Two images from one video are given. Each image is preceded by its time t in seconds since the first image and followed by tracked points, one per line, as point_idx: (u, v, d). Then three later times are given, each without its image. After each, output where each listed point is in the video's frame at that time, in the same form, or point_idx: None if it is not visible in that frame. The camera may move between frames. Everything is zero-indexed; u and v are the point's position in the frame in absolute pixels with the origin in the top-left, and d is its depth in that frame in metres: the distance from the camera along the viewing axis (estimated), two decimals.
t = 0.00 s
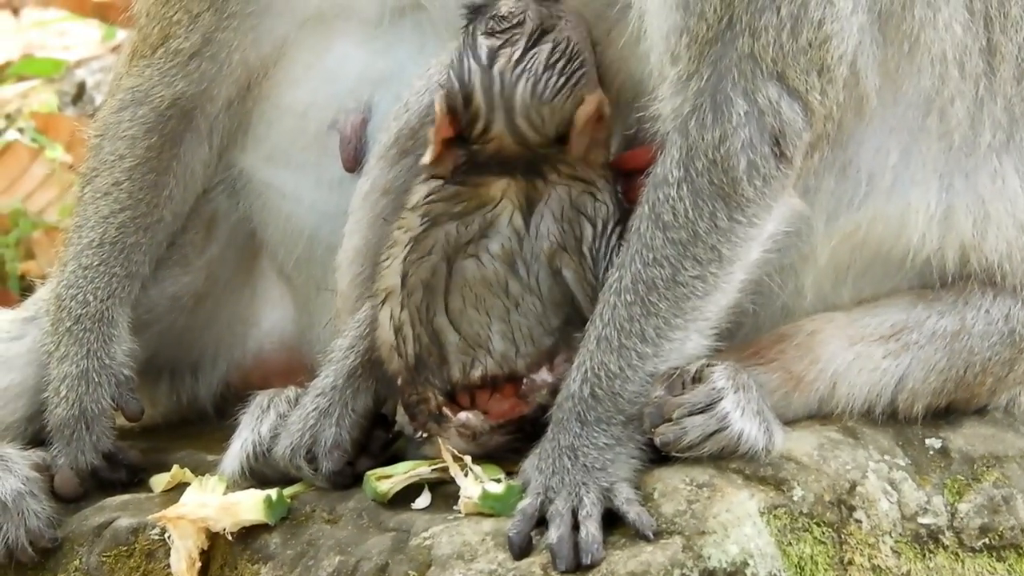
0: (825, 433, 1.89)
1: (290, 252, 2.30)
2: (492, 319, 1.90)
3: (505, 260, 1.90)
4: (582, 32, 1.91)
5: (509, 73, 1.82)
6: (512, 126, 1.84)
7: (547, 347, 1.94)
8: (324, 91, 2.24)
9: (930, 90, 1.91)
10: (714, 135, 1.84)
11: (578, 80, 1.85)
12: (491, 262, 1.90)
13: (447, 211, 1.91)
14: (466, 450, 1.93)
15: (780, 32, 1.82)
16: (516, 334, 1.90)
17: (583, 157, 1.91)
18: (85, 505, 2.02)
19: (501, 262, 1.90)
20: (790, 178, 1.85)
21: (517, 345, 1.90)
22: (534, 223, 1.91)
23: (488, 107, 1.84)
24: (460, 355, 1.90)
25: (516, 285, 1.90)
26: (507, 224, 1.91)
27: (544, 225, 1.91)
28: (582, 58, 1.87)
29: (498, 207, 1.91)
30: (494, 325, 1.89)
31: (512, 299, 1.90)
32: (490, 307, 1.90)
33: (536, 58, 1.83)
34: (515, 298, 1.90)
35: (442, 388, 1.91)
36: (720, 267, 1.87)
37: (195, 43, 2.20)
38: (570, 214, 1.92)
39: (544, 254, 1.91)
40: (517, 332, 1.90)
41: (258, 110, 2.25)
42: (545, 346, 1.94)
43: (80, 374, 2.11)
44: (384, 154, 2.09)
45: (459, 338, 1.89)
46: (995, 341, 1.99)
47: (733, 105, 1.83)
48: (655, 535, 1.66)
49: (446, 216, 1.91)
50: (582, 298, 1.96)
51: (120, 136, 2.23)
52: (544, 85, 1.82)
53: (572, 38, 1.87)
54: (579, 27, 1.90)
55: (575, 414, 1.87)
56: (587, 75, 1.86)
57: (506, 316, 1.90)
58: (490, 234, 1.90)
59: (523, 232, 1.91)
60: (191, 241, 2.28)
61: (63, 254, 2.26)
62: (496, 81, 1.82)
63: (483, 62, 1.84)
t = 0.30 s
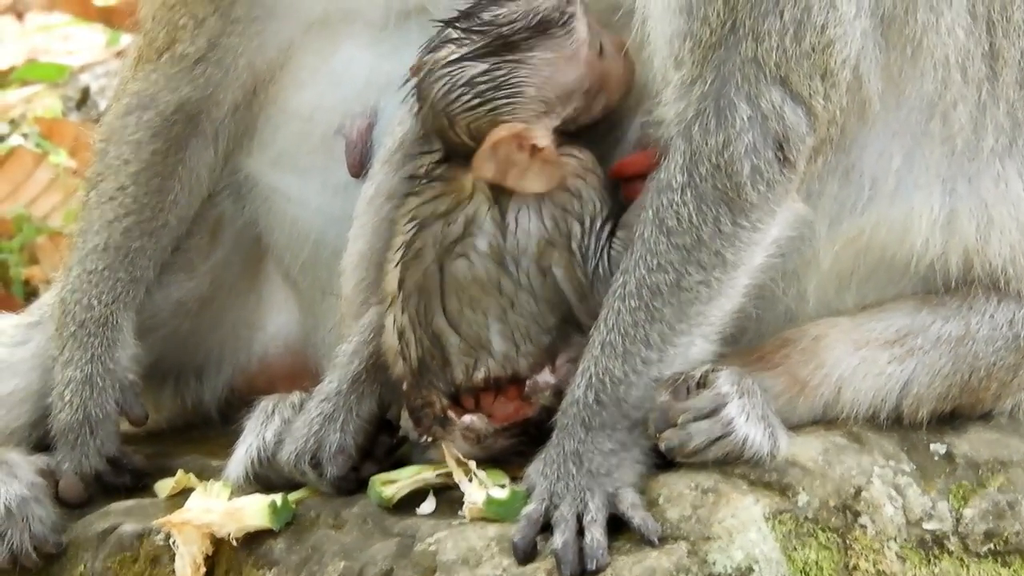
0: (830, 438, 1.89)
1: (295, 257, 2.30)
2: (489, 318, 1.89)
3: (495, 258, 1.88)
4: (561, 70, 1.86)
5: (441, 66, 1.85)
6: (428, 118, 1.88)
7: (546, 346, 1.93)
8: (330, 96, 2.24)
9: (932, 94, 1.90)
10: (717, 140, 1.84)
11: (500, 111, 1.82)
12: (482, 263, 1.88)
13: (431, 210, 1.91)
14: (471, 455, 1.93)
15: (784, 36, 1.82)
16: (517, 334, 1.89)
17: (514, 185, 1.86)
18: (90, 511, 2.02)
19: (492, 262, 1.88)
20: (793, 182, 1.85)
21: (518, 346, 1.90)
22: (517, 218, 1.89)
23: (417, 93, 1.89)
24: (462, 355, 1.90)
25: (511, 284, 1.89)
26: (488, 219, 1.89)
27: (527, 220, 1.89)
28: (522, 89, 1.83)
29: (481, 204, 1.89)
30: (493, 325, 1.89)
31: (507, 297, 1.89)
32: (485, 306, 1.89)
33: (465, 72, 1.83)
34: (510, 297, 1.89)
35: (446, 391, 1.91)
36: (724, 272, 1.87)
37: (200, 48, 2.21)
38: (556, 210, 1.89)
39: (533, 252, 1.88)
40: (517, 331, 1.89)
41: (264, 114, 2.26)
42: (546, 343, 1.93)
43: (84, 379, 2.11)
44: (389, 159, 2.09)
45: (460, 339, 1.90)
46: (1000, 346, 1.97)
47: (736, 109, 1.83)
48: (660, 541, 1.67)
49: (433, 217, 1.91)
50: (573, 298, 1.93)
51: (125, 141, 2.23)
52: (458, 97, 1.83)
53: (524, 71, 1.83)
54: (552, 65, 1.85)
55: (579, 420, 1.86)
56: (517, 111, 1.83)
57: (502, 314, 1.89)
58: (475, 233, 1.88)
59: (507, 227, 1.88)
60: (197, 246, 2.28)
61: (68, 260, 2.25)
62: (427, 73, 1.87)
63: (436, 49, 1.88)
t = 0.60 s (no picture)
0: (832, 461, 1.88)
1: (296, 279, 2.29)
2: (487, 337, 1.89)
3: (490, 274, 1.88)
4: (552, 85, 1.92)
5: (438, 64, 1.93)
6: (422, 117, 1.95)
7: (550, 368, 1.93)
8: (329, 118, 2.25)
9: (934, 118, 1.90)
10: (719, 164, 1.84)
11: (486, 111, 1.88)
12: (476, 279, 1.88)
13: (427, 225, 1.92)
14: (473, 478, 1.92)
15: (785, 61, 1.82)
16: (517, 355, 1.89)
17: (490, 189, 1.84)
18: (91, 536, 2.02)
19: (487, 278, 1.88)
20: (796, 207, 1.85)
21: (518, 365, 1.90)
22: (511, 232, 1.89)
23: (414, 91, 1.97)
24: (462, 376, 1.89)
25: (506, 300, 1.88)
26: (483, 233, 1.88)
27: (520, 238, 1.88)
28: (511, 94, 1.89)
29: (477, 219, 1.89)
30: (491, 344, 1.89)
31: (502, 313, 1.88)
32: (482, 324, 1.88)
33: (457, 71, 1.91)
34: (505, 313, 1.88)
35: (447, 413, 1.91)
36: (726, 297, 1.87)
37: (200, 73, 2.20)
38: (548, 225, 1.89)
39: (527, 266, 1.88)
40: (517, 351, 1.89)
41: (264, 139, 2.26)
42: (549, 365, 1.93)
43: (86, 404, 2.11)
44: (390, 183, 2.09)
45: (459, 359, 1.89)
46: (1001, 369, 1.98)
47: (738, 134, 1.83)
48: (662, 564, 1.67)
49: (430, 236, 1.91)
50: (569, 315, 1.92)
51: (125, 165, 2.23)
52: (448, 94, 1.90)
53: (515, 76, 1.90)
54: (543, 77, 1.92)
55: (581, 444, 1.86)
56: (504, 114, 1.88)
57: (501, 333, 1.88)
58: (468, 250, 1.88)
59: (501, 241, 1.88)
60: (197, 269, 2.28)
61: (68, 284, 2.26)
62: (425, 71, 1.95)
63: (438, 49, 1.96)
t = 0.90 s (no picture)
0: (830, 476, 1.88)
1: (293, 298, 2.30)
2: (482, 352, 1.86)
3: (483, 288, 1.87)
4: (559, 93, 1.94)
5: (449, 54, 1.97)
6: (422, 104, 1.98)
7: (547, 381, 1.90)
8: (330, 137, 2.26)
9: (933, 135, 1.90)
10: (720, 181, 1.83)
11: (489, 109, 1.91)
12: (469, 292, 1.87)
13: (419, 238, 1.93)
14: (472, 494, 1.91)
15: (787, 78, 1.80)
16: (513, 368, 1.86)
17: (479, 190, 1.90)
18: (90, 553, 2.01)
19: (480, 291, 1.87)
20: (795, 223, 1.84)
21: (516, 380, 1.86)
22: (502, 243, 1.89)
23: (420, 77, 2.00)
24: (459, 392, 1.86)
25: (502, 314, 1.87)
26: (475, 246, 1.88)
27: (510, 248, 1.88)
28: (516, 96, 1.92)
29: (468, 229, 1.90)
30: (487, 359, 1.86)
31: (498, 327, 1.86)
32: (477, 338, 1.86)
33: (466, 65, 1.94)
34: (501, 326, 1.86)
35: (445, 429, 1.88)
36: (725, 313, 1.86)
37: (198, 95, 2.19)
38: (538, 234, 1.89)
39: (519, 278, 1.88)
40: (513, 365, 1.86)
41: (261, 158, 2.27)
42: (547, 378, 1.90)
43: (83, 426, 2.10)
44: (388, 199, 2.10)
45: (454, 372, 1.86)
46: (1000, 383, 1.97)
47: (739, 150, 1.82)
48: None
49: (423, 250, 1.91)
50: (559, 325, 1.90)
51: (122, 185, 2.22)
52: (454, 86, 1.94)
53: (524, 78, 1.92)
54: (550, 83, 1.94)
55: (579, 459, 1.86)
56: (505, 115, 1.91)
57: (496, 347, 1.86)
58: (461, 263, 1.88)
59: (492, 253, 1.88)
60: (196, 290, 2.29)
61: (66, 304, 2.25)
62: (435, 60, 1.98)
63: (451, 42, 2.00)
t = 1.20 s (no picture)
0: (812, 499, 1.88)
1: (275, 321, 2.31)
2: (462, 373, 1.86)
3: (463, 306, 1.87)
4: (580, 124, 1.96)
5: (487, 53, 1.96)
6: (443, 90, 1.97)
7: (528, 404, 1.92)
8: (314, 162, 2.29)
9: (916, 158, 1.90)
10: (700, 203, 1.82)
11: (511, 113, 1.89)
12: (450, 312, 1.87)
13: (405, 252, 1.93)
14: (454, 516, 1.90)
15: (767, 101, 1.81)
16: (495, 392, 1.87)
17: (476, 188, 1.88)
18: None
19: (461, 310, 1.87)
20: (776, 246, 1.84)
21: (496, 404, 1.87)
22: (486, 261, 1.88)
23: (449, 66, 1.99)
24: (440, 415, 1.86)
25: (482, 334, 1.87)
26: (458, 262, 1.88)
27: (493, 266, 1.88)
28: (542, 111, 1.91)
29: (454, 243, 1.89)
30: (467, 381, 1.86)
31: (478, 348, 1.87)
32: (455, 360, 1.86)
33: (502, 66, 1.93)
34: (481, 348, 1.87)
35: (427, 452, 1.88)
36: (706, 335, 1.85)
37: (179, 117, 2.22)
38: (522, 255, 1.88)
39: (500, 297, 1.87)
40: (493, 388, 1.87)
41: (244, 182, 2.29)
42: (526, 400, 1.91)
43: (64, 446, 2.12)
44: (371, 222, 2.11)
45: (434, 396, 1.86)
46: (982, 407, 1.98)
47: (719, 173, 1.81)
48: None
49: (406, 264, 1.91)
50: (538, 347, 1.90)
51: (103, 207, 2.25)
52: (485, 83, 1.92)
53: (554, 97, 1.93)
54: (573, 111, 1.96)
55: (560, 481, 1.86)
56: (526, 124, 1.89)
57: (476, 369, 1.87)
58: (442, 281, 1.87)
59: (475, 270, 1.88)
60: (176, 310, 2.31)
61: (47, 325, 2.27)
62: (470, 53, 1.97)
63: (490, 41, 2.00)
